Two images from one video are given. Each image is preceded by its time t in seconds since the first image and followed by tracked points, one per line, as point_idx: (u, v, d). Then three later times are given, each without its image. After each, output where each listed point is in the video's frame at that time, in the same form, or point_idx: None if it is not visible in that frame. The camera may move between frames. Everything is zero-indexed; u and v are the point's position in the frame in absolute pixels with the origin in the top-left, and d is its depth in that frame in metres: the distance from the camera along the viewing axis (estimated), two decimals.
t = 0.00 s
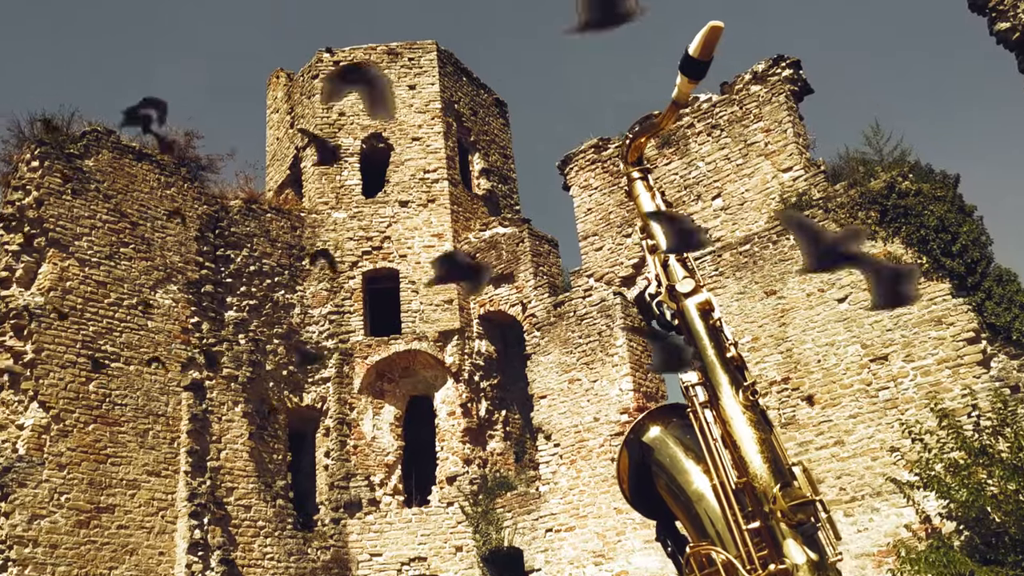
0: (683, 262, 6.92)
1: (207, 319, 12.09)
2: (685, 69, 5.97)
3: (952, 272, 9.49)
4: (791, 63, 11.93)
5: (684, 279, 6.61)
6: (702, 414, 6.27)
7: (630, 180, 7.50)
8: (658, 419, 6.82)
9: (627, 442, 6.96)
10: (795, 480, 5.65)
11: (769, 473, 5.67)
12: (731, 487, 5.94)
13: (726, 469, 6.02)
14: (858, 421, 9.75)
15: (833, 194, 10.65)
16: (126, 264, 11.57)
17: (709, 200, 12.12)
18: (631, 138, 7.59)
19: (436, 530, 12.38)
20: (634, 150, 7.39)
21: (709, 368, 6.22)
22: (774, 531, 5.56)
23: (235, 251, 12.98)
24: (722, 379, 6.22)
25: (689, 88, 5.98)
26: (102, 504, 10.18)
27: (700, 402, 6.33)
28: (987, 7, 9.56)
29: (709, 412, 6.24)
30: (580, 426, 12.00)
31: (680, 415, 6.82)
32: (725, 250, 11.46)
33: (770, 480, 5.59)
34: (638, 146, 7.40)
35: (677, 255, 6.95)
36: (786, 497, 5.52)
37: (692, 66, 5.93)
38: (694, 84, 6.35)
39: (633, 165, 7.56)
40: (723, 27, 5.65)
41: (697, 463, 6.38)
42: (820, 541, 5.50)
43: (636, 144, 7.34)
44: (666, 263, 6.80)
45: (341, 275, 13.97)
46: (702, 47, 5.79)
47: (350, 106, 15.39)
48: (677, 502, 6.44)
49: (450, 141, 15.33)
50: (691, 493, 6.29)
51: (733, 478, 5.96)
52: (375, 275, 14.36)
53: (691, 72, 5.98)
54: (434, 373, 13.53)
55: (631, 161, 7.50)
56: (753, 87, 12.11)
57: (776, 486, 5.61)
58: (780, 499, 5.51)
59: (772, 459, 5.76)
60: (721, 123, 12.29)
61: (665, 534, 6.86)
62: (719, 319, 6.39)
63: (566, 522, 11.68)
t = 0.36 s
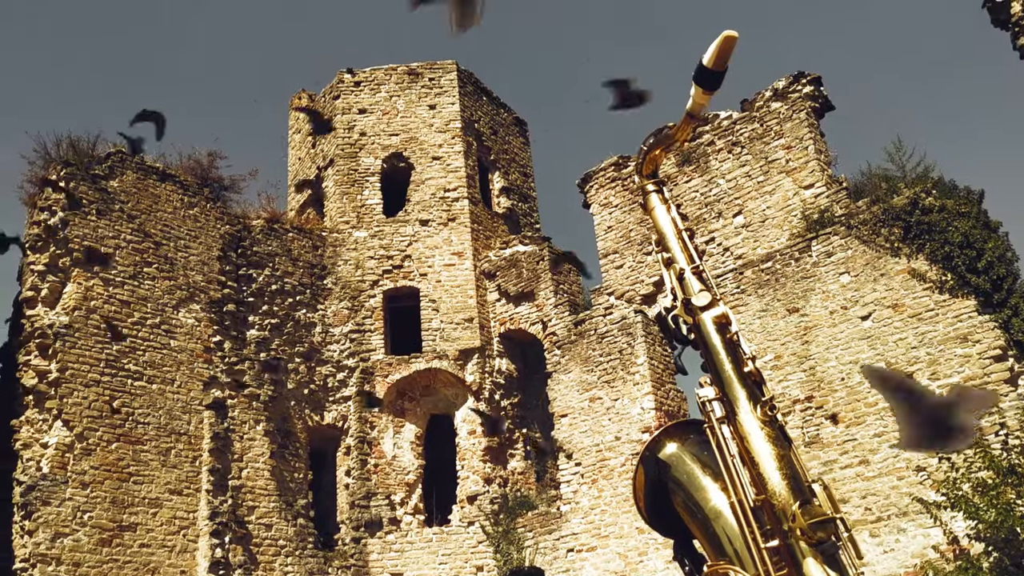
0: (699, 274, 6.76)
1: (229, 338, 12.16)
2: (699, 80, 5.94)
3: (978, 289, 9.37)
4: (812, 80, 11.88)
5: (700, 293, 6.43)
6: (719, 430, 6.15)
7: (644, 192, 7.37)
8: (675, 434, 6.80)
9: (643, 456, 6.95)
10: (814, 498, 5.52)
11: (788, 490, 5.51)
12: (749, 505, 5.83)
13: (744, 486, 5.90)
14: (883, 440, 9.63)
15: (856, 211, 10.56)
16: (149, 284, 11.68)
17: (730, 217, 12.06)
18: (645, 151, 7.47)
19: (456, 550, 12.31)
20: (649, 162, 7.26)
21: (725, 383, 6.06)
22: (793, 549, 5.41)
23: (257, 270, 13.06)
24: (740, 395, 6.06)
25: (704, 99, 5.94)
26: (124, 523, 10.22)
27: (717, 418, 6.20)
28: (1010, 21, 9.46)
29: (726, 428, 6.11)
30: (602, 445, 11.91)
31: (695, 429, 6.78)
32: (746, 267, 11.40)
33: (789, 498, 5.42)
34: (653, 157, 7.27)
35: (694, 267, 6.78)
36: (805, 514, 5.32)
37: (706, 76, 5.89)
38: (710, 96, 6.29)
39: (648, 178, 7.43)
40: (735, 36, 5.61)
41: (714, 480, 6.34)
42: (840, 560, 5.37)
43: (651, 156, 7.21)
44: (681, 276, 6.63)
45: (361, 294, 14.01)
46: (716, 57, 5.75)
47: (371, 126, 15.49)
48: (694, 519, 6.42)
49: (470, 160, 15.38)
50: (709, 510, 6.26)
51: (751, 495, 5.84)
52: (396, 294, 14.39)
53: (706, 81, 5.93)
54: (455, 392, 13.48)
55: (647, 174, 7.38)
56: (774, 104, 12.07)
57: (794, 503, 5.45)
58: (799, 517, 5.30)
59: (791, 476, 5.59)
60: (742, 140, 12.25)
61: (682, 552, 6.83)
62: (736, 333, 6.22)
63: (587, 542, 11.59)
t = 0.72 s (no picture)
0: (711, 289, 6.21)
1: (245, 356, 12.19)
2: (710, 92, 5.77)
3: (998, 315, 9.29)
4: (830, 105, 11.86)
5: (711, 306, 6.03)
6: (727, 447, 5.81)
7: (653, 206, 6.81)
8: (683, 451, 6.29)
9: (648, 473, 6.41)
10: (826, 519, 5.20)
11: (799, 509, 5.20)
12: (758, 524, 5.42)
13: (754, 505, 5.50)
14: (902, 467, 9.51)
15: (874, 236, 10.50)
16: (167, 302, 11.74)
17: (747, 241, 12.02)
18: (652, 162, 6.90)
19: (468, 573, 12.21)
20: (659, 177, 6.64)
21: (736, 400, 5.68)
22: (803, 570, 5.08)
23: (274, 290, 13.12)
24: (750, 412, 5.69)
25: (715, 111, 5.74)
26: (137, 540, 10.21)
27: (726, 435, 5.86)
28: None
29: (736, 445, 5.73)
30: (616, 469, 11.82)
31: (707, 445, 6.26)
32: (763, 292, 11.34)
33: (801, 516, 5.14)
34: (663, 171, 6.66)
35: (705, 282, 6.24)
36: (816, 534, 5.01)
37: (717, 88, 5.74)
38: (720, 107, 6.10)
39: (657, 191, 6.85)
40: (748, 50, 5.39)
41: (724, 499, 5.83)
42: None
43: (658, 169, 6.65)
44: (691, 290, 6.18)
45: (377, 314, 14.03)
46: (727, 70, 5.57)
47: (388, 147, 15.58)
48: (703, 541, 5.89)
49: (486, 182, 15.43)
50: (717, 532, 5.75)
51: (760, 514, 5.45)
52: (411, 315, 14.40)
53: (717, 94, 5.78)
54: (469, 414, 13.42)
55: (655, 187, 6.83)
56: (791, 129, 12.05)
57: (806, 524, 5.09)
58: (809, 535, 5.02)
59: (802, 496, 5.27)
60: (759, 165, 12.23)
61: None
62: (747, 348, 5.82)
63: (600, 568, 11.47)
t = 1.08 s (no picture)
0: (717, 302, 6.15)
1: (260, 368, 12.24)
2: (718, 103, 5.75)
3: (1018, 342, 9.18)
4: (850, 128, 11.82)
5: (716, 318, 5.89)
6: (731, 461, 5.71)
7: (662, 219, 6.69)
8: (687, 465, 6.30)
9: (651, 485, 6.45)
10: (829, 533, 5.03)
11: (801, 525, 5.08)
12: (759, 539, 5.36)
13: (755, 520, 5.43)
14: (918, 494, 9.40)
15: (893, 260, 10.43)
16: (184, 312, 11.81)
17: (765, 263, 11.98)
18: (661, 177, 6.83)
19: None
20: (667, 190, 6.50)
21: (738, 413, 5.55)
22: None
23: (291, 303, 13.19)
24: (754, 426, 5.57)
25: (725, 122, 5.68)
26: (148, 550, 10.22)
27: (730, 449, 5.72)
28: None
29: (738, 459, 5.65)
30: (629, 490, 11.74)
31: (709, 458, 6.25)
32: (780, 313, 11.27)
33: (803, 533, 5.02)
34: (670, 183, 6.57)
35: (712, 295, 6.18)
36: (817, 549, 4.91)
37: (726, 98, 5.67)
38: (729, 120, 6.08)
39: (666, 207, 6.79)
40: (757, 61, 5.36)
41: (726, 514, 5.86)
42: None
43: (667, 183, 6.59)
44: (697, 302, 6.10)
45: (392, 329, 14.05)
46: (735, 80, 5.53)
47: (408, 163, 15.65)
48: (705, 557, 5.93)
49: (504, 200, 15.46)
50: (719, 547, 5.78)
51: (761, 528, 5.39)
52: (427, 330, 14.40)
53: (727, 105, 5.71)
54: (483, 431, 13.39)
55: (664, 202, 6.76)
56: (811, 151, 12.01)
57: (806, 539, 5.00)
58: (811, 552, 4.90)
59: (804, 510, 5.15)
60: (778, 187, 12.19)
61: None
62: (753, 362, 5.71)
63: None
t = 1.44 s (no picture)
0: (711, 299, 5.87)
1: (263, 376, 12.23)
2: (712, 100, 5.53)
3: None
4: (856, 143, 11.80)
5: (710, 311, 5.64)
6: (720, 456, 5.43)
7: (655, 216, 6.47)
8: (678, 462, 6.22)
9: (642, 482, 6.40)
10: (820, 531, 4.79)
11: (792, 521, 4.81)
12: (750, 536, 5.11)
13: (746, 516, 5.18)
14: (922, 511, 9.34)
15: (898, 275, 10.39)
16: (188, 320, 11.82)
17: (770, 277, 11.96)
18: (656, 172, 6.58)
19: None
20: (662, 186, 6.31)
21: (730, 408, 5.31)
22: None
23: (295, 311, 13.19)
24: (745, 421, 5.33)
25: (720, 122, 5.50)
26: (148, 557, 10.19)
27: (720, 444, 5.44)
28: None
29: (729, 454, 5.38)
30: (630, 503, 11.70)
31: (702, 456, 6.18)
32: (785, 328, 11.24)
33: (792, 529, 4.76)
34: (666, 180, 6.39)
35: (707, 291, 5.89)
36: (807, 545, 4.67)
37: (722, 92, 5.60)
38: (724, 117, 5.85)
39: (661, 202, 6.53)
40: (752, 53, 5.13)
41: (717, 510, 5.73)
42: None
43: (663, 178, 6.34)
44: (690, 297, 5.81)
45: (396, 339, 14.04)
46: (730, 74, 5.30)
47: (414, 173, 15.68)
48: (695, 553, 5.81)
49: (509, 211, 15.47)
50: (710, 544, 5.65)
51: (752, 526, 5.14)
52: (430, 340, 14.39)
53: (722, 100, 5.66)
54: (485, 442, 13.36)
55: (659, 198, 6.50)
56: (817, 165, 11.99)
57: (797, 535, 4.75)
58: (800, 548, 4.64)
59: (795, 506, 4.89)
60: (783, 201, 12.17)
61: None
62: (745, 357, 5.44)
63: None
